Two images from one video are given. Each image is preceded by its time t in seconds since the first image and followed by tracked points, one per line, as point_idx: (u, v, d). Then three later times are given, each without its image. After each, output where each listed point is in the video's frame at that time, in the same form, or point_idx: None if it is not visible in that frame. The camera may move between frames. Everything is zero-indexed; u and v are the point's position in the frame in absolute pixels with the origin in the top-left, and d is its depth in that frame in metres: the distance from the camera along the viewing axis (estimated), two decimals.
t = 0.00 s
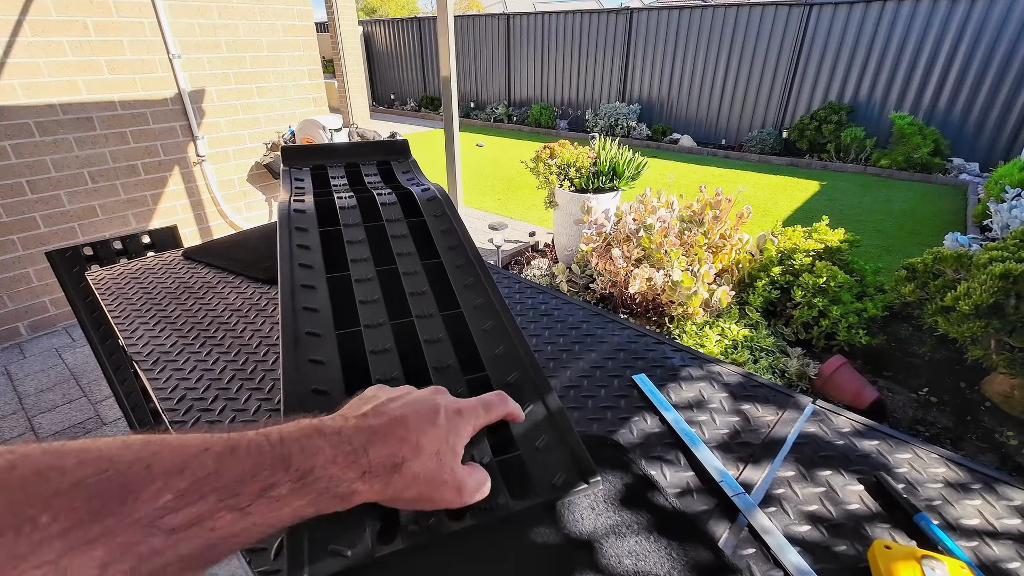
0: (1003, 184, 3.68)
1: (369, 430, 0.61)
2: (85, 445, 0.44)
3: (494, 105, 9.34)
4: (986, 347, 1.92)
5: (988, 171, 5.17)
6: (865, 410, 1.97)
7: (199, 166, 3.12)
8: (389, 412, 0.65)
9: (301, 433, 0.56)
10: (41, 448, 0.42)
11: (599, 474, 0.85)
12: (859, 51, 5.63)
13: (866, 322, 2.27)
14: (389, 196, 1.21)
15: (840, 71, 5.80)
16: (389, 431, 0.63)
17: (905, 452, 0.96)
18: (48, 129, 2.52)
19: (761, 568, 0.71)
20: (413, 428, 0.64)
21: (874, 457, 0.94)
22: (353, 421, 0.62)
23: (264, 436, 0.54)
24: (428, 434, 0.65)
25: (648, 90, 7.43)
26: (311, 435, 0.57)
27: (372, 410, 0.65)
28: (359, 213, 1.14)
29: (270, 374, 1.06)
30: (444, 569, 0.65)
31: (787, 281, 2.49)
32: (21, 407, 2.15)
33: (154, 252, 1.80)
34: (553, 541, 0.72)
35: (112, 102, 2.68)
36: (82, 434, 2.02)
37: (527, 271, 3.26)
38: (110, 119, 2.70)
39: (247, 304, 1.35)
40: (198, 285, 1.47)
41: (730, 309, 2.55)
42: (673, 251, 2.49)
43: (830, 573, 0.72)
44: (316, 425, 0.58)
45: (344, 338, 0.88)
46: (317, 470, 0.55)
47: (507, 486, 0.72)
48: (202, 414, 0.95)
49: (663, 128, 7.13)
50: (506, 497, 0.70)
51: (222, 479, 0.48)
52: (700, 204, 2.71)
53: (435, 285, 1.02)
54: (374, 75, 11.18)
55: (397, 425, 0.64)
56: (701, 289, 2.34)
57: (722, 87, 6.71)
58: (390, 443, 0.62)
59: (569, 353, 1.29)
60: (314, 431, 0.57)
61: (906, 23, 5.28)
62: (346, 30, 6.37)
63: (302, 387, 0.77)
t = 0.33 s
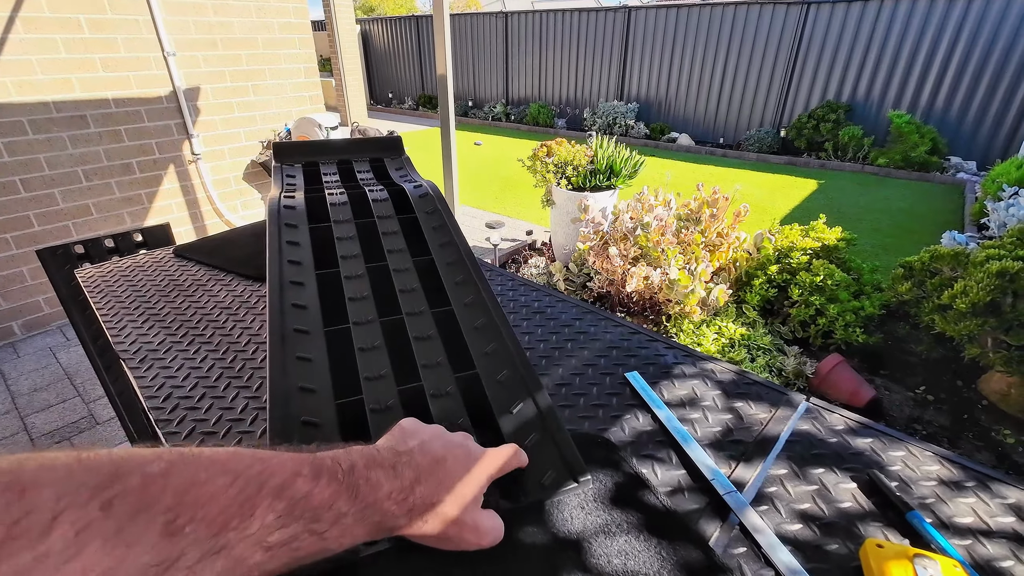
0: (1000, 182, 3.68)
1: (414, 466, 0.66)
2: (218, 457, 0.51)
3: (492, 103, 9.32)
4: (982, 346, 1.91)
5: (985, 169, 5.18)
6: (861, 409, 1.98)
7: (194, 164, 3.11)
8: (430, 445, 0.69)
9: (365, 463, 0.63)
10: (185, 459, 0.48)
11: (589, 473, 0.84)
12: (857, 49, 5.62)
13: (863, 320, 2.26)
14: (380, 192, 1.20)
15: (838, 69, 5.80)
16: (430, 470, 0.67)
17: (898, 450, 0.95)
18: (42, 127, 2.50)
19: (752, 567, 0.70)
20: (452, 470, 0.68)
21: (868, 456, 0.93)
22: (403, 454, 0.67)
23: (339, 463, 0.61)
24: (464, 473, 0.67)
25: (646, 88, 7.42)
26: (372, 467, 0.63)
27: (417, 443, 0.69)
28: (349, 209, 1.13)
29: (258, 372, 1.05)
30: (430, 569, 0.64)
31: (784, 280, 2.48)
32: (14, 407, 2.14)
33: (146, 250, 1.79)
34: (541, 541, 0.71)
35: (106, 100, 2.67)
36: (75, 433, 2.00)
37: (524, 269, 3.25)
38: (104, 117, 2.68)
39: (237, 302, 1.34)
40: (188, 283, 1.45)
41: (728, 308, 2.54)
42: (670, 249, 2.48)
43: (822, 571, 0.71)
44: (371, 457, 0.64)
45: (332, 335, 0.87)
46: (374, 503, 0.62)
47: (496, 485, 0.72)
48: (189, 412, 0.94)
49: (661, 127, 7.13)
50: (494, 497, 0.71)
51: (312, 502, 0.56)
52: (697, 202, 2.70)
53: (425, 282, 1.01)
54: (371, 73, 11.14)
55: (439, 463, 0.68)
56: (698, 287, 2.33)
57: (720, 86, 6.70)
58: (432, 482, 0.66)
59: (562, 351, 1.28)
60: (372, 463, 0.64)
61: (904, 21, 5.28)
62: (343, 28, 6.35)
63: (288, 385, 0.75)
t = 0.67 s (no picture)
0: (997, 182, 3.69)
1: (417, 500, 0.63)
2: (215, 503, 0.49)
3: (490, 102, 9.30)
4: (981, 344, 1.92)
5: (981, 168, 5.20)
6: (862, 408, 1.99)
7: (192, 163, 3.08)
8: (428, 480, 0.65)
9: (367, 501, 0.60)
10: (181, 507, 0.47)
11: (601, 474, 0.83)
12: (854, 48, 5.63)
13: (863, 319, 2.27)
14: (385, 192, 1.19)
15: (835, 68, 5.81)
16: (433, 504, 0.63)
17: (910, 451, 0.95)
18: (39, 126, 2.47)
19: (767, 570, 0.70)
20: (454, 503, 0.64)
21: (879, 457, 0.93)
22: (404, 488, 0.63)
23: (341, 502, 0.58)
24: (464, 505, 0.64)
25: (644, 87, 7.42)
26: (375, 504, 0.60)
27: (417, 476, 0.65)
28: (354, 208, 1.12)
29: (264, 373, 1.04)
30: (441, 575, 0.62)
31: (784, 279, 2.48)
32: (11, 407, 2.11)
33: (145, 250, 1.78)
34: (555, 544, 0.70)
35: (103, 98, 2.64)
36: (73, 434, 1.98)
37: (524, 268, 3.24)
38: (101, 116, 2.65)
39: (240, 302, 1.33)
40: (190, 283, 1.44)
41: (728, 307, 2.54)
42: (671, 249, 2.47)
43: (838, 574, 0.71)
44: (373, 494, 0.61)
45: (339, 335, 0.86)
46: (380, 542, 0.58)
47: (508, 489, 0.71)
48: (194, 415, 0.93)
49: (659, 126, 7.13)
50: (506, 501, 0.69)
51: (316, 545, 0.53)
52: (697, 201, 2.70)
53: (432, 282, 1.00)
54: (368, 71, 11.10)
55: (443, 495, 0.64)
56: (698, 286, 2.33)
57: (718, 84, 6.70)
58: (437, 514, 0.63)
59: (568, 351, 1.27)
60: (374, 500, 0.61)
61: (902, 19, 5.29)
62: (341, 26, 6.32)
63: (295, 387, 0.74)
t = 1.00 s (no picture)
0: (987, 182, 3.74)
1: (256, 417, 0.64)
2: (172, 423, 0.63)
3: (486, 102, 9.32)
4: (970, 343, 1.96)
5: (973, 169, 5.26)
6: (852, 408, 2.03)
7: (188, 163, 3.09)
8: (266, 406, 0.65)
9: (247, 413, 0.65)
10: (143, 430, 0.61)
11: (591, 473, 0.85)
12: (848, 49, 5.68)
13: (853, 319, 2.30)
14: (380, 195, 1.21)
15: (829, 69, 5.86)
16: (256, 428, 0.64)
17: (890, 449, 0.98)
18: (33, 126, 2.47)
19: (749, 564, 0.72)
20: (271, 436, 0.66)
21: (861, 455, 0.96)
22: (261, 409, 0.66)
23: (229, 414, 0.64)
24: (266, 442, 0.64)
25: (640, 87, 7.44)
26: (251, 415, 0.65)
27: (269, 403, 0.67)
28: (350, 212, 1.13)
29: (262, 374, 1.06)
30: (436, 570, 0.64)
31: (777, 279, 2.51)
32: (7, 408, 2.12)
33: (141, 251, 1.79)
34: (546, 541, 0.72)
35: (98, 98, 2.64)
36: (69, 435, 1.99)
37: (519, 269, 3.27)
38: (96, 116, 2.65)
39: (238, 304, 1.35)
40: (188, 285, 1.46)
41: (721, 307, 2.57)
42: (665, 249, 2.50)
43: (818, 568, 0.74)
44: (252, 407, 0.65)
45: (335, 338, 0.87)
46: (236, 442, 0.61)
47: (499, 486, 0.72)
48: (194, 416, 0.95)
49: (655, 126, 7.16)
50: (498, 496, 0.70)
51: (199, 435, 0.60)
52: (691, 202, 2.72)
53: (427, 285, 1.01)
54: (364, 70, 11.07)
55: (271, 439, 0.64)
56: (692, 287, 2.36)
57: (713, 84, 6.73)
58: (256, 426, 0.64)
59: (561, 353, 1.29)
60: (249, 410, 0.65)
61: (895, 21, 5.33)
62: (336, 25, 6.31)
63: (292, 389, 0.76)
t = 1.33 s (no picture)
0: (979, 183, 3.78)
1: None
2: None
3: (482, 103, 9.33)
4: (961, 343, 1.98)
5: (965, 170, 5.31)
6: (845, 407, 2.06)
7: (183, 165, 3.08)
8: None
9: None
10: None
11: (583, 473, 0.86)
12: (841, 51, 5.72)
13: (847, 319, 2.32)
14: (375, 198, 1.22)
15: (822, 71, 5.90)
16: None
17: (875, 448, 0.99)
18: (27, 128, 2.47)
19: (737, 562, 0.74)
20: None
21: (847, 454, 0.97)
22: None
23: None
24: None
25: (636, 88, 7.47)
26: None
27: None
28: (344, 215, 1.14)
29: (257, 377, 1.07)
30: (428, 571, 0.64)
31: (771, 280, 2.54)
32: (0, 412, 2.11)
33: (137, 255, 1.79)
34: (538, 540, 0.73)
35: (92, 100, 2.64)
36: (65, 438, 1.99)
37: (515, 270, 3.28)
38: (90, 118, 2.65)
39: (233, 307, 1.35)
40: (183, 289, 1.46)
41: (716, 307, 2.59)
42: (660, 251, 2.52)
43: (803, 566, 0.75)
44: None
45: (330, 342, 0.88)
46: None
47: (492, 487, 0.73)
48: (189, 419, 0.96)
49: (650, 127, 7.19)
50: (491, 496, 0.71)
51: None
52: (686, 203, 2.73)
53: (421, 288, 1.02)
54: (360, 71, 11.06)
55: None
56: (686, 287, 2.38)
57: (708, 86, 6.76)
58: None
59: (554, 355, 1.31)
60: None
61: (887, 23, 5.38)
62: (331, 26, 6.30)
63: (287, 391, 0.76)
